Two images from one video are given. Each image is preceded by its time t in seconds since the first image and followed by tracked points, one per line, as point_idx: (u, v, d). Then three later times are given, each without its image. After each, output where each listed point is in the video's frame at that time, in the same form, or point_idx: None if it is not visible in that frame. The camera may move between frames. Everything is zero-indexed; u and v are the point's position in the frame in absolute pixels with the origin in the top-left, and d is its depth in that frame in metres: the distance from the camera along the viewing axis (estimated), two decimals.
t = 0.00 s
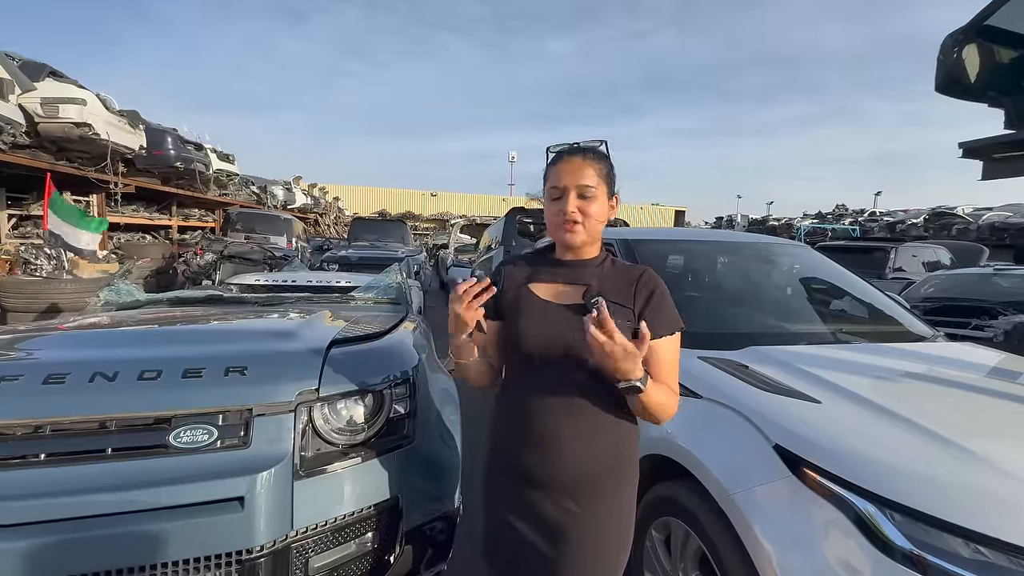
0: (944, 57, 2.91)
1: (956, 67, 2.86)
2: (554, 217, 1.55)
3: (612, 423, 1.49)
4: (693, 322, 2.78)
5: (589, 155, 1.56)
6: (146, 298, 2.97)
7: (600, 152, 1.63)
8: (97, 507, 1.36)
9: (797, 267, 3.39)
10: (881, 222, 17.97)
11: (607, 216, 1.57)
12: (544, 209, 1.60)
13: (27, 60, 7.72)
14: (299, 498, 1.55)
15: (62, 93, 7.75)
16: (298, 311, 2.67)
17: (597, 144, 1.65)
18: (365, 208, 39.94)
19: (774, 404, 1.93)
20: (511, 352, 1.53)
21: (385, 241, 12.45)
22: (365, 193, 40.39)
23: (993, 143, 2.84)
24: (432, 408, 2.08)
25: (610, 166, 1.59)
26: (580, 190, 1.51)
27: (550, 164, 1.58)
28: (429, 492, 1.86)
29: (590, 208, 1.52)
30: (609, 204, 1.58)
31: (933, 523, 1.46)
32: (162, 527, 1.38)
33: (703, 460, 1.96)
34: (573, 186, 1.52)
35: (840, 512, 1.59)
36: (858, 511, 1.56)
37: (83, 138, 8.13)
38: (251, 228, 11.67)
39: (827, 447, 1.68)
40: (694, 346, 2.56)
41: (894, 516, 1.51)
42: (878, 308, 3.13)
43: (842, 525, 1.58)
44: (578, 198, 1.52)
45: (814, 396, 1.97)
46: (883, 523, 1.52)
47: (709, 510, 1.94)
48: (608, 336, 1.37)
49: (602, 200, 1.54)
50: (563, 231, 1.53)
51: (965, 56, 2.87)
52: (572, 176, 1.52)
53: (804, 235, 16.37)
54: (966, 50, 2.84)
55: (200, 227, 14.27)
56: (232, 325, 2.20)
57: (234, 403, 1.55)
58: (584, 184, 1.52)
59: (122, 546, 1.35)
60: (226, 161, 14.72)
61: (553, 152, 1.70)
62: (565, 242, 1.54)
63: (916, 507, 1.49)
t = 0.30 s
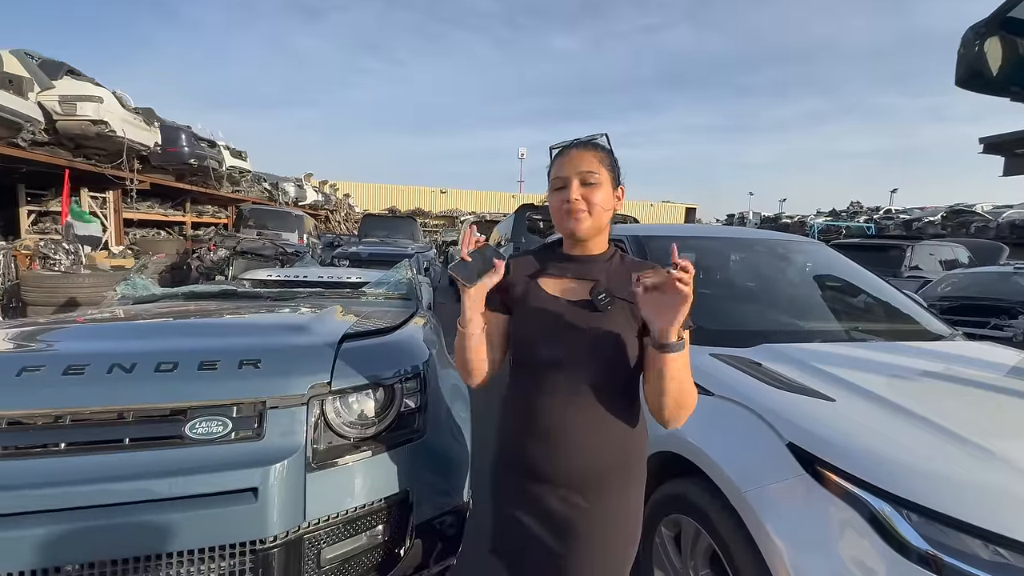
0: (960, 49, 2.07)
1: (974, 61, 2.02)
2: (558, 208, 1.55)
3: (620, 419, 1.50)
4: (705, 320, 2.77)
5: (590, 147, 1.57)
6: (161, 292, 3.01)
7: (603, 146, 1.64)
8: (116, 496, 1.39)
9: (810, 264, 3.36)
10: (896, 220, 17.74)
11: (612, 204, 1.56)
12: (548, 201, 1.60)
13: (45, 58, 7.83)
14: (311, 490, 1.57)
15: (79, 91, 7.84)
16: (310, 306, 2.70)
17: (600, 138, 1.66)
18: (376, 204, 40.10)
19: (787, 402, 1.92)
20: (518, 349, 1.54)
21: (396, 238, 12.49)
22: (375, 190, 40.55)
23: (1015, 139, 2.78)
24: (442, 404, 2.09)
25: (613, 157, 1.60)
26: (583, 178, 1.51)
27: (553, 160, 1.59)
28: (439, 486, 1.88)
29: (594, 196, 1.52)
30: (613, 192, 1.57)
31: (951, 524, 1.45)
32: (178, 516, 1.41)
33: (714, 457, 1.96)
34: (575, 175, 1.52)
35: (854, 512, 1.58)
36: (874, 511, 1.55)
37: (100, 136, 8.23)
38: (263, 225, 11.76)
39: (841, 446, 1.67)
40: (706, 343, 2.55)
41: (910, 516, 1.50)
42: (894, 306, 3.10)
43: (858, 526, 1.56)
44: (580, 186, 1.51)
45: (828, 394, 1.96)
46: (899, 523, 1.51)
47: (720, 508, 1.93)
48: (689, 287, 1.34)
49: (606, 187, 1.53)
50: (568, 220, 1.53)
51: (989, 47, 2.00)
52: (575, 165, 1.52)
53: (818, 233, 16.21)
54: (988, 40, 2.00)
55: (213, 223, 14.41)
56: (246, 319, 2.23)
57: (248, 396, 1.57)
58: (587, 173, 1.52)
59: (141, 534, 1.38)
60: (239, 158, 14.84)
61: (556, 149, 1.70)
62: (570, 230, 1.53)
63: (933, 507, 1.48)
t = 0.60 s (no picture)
0: (982, 44, 1.95)
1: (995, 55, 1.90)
2: (567, 214, 1.55)
3: (629, 417, 1.50)
4: (717, 318, 2.76)
5: (606, 152, 1.54)
6: (177, 287, 3.05)
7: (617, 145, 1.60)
8: (136, 487, 1.42)
9: (824, 262, 3.33)
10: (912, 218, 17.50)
11: (621, 213, 1.57)
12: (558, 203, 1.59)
13: (63, 57, 7.94)
14: (325, 483, 1.59)
15: (96, 89, 7.95)
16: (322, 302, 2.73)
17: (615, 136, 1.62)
18: (386, 202, 40.24)
19: (801, 401, 1.91)
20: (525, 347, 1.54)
21: (406, 235, 12.53)
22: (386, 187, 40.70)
23: None
24: (453, 400, 2.11)
25: (626, 161, 1.57)
26: (597, 189, 1.50)
27: (566, 159, 1.56)
28: (450, 481, 1.90)
29: (605, 207, 1.52)
30: (624, 203, 1.57)
31: (969, 525, 1.44)
32: (196, 506, 1.44)
33: (726, 456, 1.96)
34: (589, 185, 1.51)
35: (869, 512, 1.58)
36: (889, 512, 1.54)
37: (116, 133, 8.33)
38: (275, 222, 11.86)
39: (854, 444, 1.66)
40: (717, 341, 2.54)
41: (927, 517, 1.49)
42: (909, 305, 3.06)
43: (874, 527, 1.56)
44: (593, 197, 1.51)
45: (842, 394, 1.95)
46: (916, 524, 1.50)
47: (732, 506, 1.93)
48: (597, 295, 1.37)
49: (617, 200, 1.53)
50: (577, 229, 1.53)
51: (1012, 41, 1.87)
52: (588, 174, 1.50)
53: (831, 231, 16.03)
54: (1009, 34, 1.87)
55: (225, 220, 14.55)
56: (261, 315, 2.26)
57: (263, 390, 1.59)
58: (600, 183, 1.50)
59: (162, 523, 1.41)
60: (252, 155, 14.96)
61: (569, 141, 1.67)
62: (577, 240, 1.55)
63: (950, 508, 1.46)
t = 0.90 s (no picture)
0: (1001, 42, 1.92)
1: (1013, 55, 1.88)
2: (578, 219, 1.56)
3: (636, 419, 1.51)
4: (727, 320, 2.75)
5: (626, 163, 1.54)
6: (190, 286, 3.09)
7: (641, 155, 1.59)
8: (151, 482, 1.45)
9: (836, 264, 3.31)
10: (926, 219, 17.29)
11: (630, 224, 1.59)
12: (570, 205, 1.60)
13: (80, 59, 8.06)
14: (335, 480, 1.61)
15: (113, 91, 8.05)
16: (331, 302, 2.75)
17: (641, 146, 1.60)
18: (396, 202, 40.41)
19: (811, 404, 1.90)
20: (532, 349, 1.55)
21: (416, 234, 12.57)
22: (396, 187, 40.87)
23: None
24: (462, 400, 2.13)
25: (645, 175, 1.58)
26: (611, 203, 1.51)
27: (586, 164, 1.55)
28: (458, 481, 1.91)
29: (616, 219, 1.54)
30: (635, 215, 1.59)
31: (983, 532, 1.43)
32: (209, 502, 1.47)
33: (734, 458, 1.96)
34: (605, 196, 1.52)
35: (880, 516, 1.57)
36: (900, 517, 1.53)
37: (131, 134, 8.43)
38: (286, 221, 11.96)
39: (865, 448, 1.66)
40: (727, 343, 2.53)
41: (940, 522, 1.48)
42: (924, 308, 3.03)
43: (885, 532, 1.55)
44: (606, 209, 1.53)
45: (853, 397, 1.93)
46: (927, 530, 1.48)
47: (741, 509, 1.93)
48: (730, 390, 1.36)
49: (628, 213, 1.55)
50: (585, 237, 1.56)
51: None
52: (606, 186, 1.51)
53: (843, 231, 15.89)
54: None
55: (237, 219, 14.68)
56: (273, 314, 2.29)
57: (275, 388, 1.62)
58: (616, 195, 1.51)
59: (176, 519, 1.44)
60: (264, 155, 15.09)
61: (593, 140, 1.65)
62: (582, 246, 1.57)
63: (963, 514, 1.45)
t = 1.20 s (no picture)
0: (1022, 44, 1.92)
1: None
2: (584, 219, 1.57)
3: (646, 423, 1.51)
4: (738, 323, 2.74)
5: (629, 161, 1.55)
6: (204, 286, 3.14)
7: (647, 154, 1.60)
8: (167, 479, 1.47)
9: (850, 267, 3.28)
10: (942, 221, 17.07)
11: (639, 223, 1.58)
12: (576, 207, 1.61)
13: (100, 63, 8.20)
14: (344, 479, 1.63)
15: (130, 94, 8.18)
16: (342, 302, 2.78)
17: (643, 142, 1.62)
18: (407, 203, 40.62)
19: (825, 408, 1.89)
20: (542, 351, 1.56)
21: (426, 236, 12.63)
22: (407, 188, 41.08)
23: None
24: (471, 402, 2.14)
25: (652, 173, 1.58)
26: (615, 200, 1.51)
27: (589, 165, 1.57)
28: (467, 481, 1.92)
29: (622, 217, 1.54)
30: (642, 212, 1.58)
31: (1002, 541, 1.41)
32: (223, 499, 1.49)
33: (745, 462, 1.95)
34: (609, 194, 1.52)
35: (896, 524, 1.55)
36: (917, 526, 1.51)
37: (148, 136, 8.56)
38: (298, 222, 12.07)
39: (879, 453, 1.64)
40: (739, 346, 2.52)
41: (958, 531, 1.46)
42: (940, 312, 3.00)
43: (901, 540, 1.53)
44: (610, 207, 1.53)
45: (867, 402, 1.92)
46: (945, 538, 1.47)
47: (752, 514, 1.92)
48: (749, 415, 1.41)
49: (635, 209, 1.54)
50: (591, 236, 1.56)
51: None
52: (609, 184, 1.52)
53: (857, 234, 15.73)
54: None
55: (250, 220, 14.85)
56: (285, 314, 2.32)
57: (287, 387, 1.64)
58: (620, 193, 1.52)
59: (189, 516, 1.47)
60: (276, 157, 15.26)
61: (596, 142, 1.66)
62: (590, 246, 1.57)
63: (982, 522, 1.44)
